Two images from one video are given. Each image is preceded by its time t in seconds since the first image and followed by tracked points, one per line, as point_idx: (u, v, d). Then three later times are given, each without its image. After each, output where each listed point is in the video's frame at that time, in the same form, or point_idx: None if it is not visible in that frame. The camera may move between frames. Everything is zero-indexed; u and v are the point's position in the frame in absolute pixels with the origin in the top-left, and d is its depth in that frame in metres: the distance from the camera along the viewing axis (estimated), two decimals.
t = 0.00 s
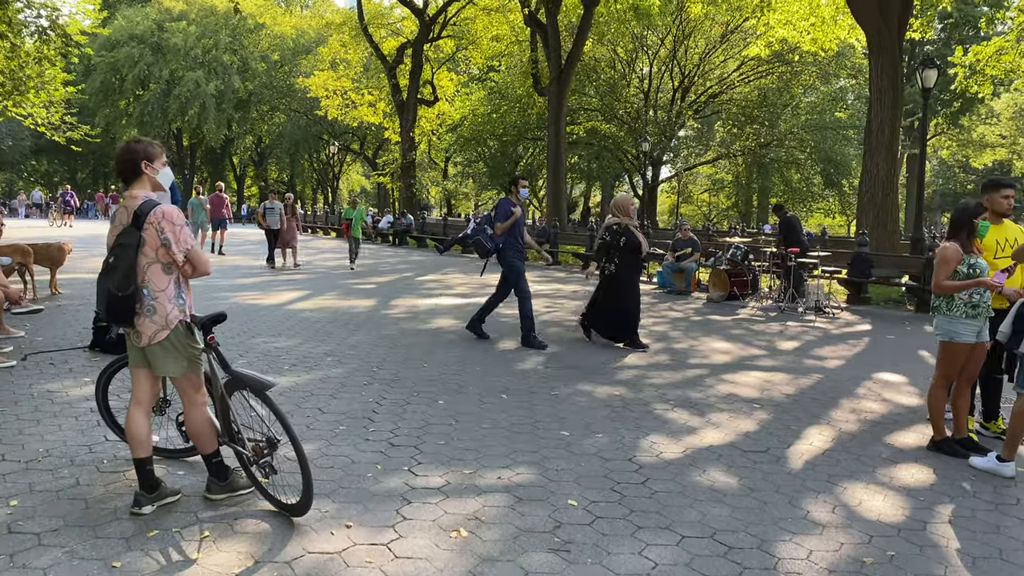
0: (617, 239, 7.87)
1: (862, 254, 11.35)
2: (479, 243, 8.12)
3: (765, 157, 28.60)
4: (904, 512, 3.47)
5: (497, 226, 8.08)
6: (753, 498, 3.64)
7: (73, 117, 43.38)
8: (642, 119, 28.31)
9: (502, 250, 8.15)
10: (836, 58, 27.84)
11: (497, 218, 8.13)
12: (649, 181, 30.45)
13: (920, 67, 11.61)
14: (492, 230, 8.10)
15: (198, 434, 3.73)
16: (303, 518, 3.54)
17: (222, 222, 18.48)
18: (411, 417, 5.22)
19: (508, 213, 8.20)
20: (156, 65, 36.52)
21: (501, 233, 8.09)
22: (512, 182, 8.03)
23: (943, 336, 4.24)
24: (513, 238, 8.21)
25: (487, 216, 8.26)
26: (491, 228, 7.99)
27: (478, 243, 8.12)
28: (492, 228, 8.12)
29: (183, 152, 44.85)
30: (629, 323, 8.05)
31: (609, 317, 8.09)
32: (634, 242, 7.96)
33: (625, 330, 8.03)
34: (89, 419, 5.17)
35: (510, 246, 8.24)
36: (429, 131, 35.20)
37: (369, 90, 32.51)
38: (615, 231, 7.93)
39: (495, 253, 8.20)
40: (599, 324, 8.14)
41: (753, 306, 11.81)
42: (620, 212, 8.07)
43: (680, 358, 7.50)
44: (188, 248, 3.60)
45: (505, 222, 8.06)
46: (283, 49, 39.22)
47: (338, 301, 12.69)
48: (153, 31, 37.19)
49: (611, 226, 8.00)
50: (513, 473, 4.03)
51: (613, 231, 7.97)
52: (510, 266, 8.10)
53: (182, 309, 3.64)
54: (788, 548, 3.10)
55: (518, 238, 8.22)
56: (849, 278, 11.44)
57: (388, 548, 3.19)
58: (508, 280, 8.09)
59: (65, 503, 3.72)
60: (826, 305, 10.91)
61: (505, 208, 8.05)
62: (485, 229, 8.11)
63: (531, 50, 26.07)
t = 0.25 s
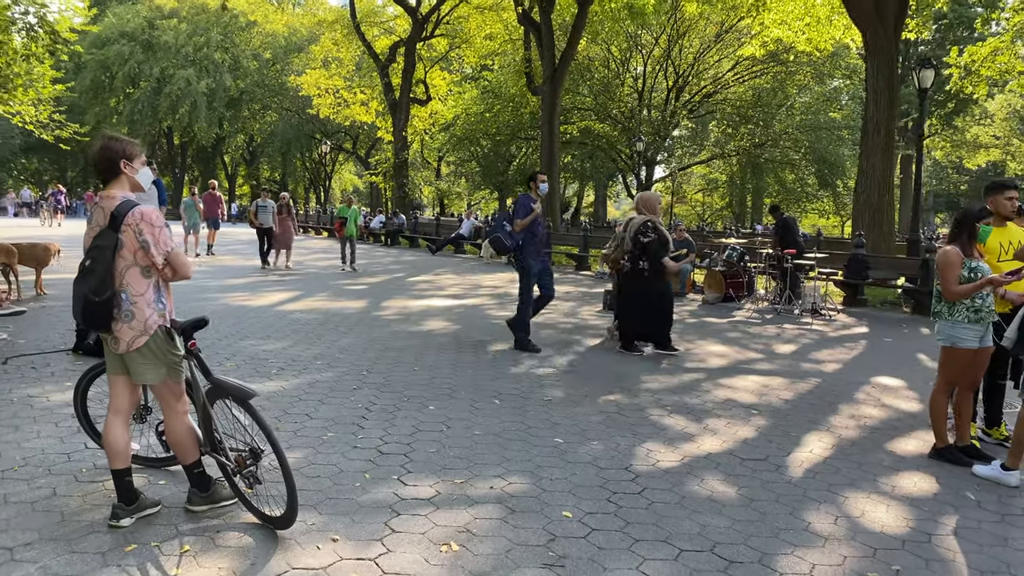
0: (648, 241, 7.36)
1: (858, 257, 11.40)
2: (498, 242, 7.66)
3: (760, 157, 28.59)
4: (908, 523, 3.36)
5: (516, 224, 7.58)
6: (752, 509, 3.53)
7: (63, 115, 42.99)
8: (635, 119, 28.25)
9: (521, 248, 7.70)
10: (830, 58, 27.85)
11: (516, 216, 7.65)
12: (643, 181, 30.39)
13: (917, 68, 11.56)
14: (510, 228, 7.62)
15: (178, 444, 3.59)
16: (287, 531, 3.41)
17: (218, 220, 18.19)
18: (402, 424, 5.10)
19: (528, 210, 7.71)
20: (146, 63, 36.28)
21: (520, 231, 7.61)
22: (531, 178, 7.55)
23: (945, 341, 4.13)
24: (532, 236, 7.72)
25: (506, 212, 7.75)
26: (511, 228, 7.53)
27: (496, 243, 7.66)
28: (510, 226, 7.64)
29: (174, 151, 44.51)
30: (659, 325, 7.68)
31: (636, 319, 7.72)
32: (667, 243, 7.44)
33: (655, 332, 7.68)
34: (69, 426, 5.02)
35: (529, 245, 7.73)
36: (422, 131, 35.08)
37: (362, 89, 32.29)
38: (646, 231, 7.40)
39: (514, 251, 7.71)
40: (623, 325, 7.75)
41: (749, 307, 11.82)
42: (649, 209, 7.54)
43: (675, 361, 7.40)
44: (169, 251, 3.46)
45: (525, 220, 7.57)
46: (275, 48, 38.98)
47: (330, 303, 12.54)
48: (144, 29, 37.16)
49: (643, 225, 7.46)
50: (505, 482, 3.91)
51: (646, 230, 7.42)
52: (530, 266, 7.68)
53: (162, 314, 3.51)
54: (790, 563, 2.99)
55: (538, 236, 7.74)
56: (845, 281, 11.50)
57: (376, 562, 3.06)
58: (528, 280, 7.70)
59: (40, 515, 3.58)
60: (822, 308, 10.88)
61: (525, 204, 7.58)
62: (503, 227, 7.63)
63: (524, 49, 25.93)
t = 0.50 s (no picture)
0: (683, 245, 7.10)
1: (854, 254, 11.35)
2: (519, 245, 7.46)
3: (753, 156, 28.56)
4: (914, 526, 3.29)
5: (539, 228, 7.40)
6: (756, 513, 3.46)
7: (54, 114, 42.65)
8: (629, 117, 28.17)
9: (542, 252, 7.52)
10: (824, 56, 27.84)
11: (539, 219, 7.46)
12: (637, 180, 30.33)
13: (913, 65, 11.52)
14: (533, 231, 7.43)
15: (167, 449, 3.49)
16: (279, 539, 3.31)
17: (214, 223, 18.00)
18: (397, 426, 5.01)
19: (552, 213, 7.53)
20: (138, 61, 36.02)
21: (543, 235, 7.42)
22: (557, 181, 7.40)
23: (948, 341, 4.07)
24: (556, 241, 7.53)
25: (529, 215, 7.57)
26: (535, 231, 7.31)
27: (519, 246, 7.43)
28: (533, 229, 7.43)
29: (166, 150, 44.20)
30: (690, 335, 7.31)
31: (665, 328, 7.37)
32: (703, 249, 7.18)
33: (686, 342, 7.31)
34: (55, 430, 4.91)
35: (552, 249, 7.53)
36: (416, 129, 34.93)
37: (354, 87, 32.09)
38: (682, 236, 7.15)
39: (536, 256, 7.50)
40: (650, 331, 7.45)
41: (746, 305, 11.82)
42: (682, 214, 7.32)
43: (672, 361, 7.33)
44: (156, 251, 3.36)
45: (549, 223, 7.39)
46: (268, 46, 38.75)
47: (323, 302, 12.42)
48: (136, 27, 36.85)
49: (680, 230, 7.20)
50: (503, 487, 3.83)
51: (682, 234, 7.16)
52: (550, 271, 7.48)
53: (149, 315, 3.40)
54: (796, 569, 2.92)
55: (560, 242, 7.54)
56: (841, 279, 11.44)
57: (370, 571, 2.97)
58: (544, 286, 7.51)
59: (23, 524, 3.47)
60: (819, 306, 10.87)
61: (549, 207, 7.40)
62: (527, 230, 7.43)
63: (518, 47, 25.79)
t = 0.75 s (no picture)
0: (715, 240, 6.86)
1: (848, 250, 11.30)
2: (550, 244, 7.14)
3: (744, 153, 28.56)
4: (927, 528, 3.23)
5: (570, 225, 7.07)
6: (764, 515, 3.38)
7: (41, 113, 42.22)
8: (621, 114, 28.11)
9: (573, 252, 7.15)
10: (815, 53, 27.84)
11: (568, 216, 7.13)
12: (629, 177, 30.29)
13: (907, 60, 11.47)
14: (563, 229, 7.11)
15: (158, 455, 3.38)
16: (275, 547, 3.21)
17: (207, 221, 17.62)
18: (394, 428, 4.92)
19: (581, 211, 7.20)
20: (126, 60, 35.71)
21: (575, 232, 7.09)
22: (582, 177, 7.16)
23: (956, 338, 3.99)
24: (586, 239, 7.19)
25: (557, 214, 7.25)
26: (566, 228, 7.00)
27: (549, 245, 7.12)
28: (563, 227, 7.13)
29: (154, 149, 43.83)
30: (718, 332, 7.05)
31: (701, 326, 7.12)
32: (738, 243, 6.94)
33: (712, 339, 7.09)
34: (42, 435, 4.78)
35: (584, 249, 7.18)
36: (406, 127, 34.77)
37: (345, 85, 31.88)
38: (713, 230, 6.92)
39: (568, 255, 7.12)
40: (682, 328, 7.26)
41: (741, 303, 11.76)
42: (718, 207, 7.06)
43: (671, 359, 7.27)
44: (146, 251, 3.25)
45: (580, 219, 7.05)
46: (257, 44, 38.53)
47: (316, 302, 12.28)
48: (124, 25, 36.53)
49: (712, 224, 6.97)
50: (506, 490, 3.74)
51: (714, 229, 6.93)
52: (583, 271, 7.14)
53: (139, 317, 3.29)
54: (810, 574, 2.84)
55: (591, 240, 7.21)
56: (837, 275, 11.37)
57: None
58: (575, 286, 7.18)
59: (9, 534, 3.35)
60: (815, 302, 10.85)
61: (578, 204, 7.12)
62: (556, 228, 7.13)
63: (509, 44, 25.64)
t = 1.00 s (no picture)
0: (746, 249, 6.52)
1: (843, 249, 11.27)
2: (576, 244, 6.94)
3: (733, 151, 28.66)
4: (942, 534, 3.17)
5: (596, 224, 6.88)
6: (777, 522, 3.32)
7: (27, 114, 41.77)
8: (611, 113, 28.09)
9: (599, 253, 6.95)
10: (804, 51, 27.89)
11: (595, 215, 6.93)
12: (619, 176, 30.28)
13: (900, 58, 11.45)
14: (590, 228, 6.91)
15: (154, 467, 3.28)
16: (277, 562, 3.12)
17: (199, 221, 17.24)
18: (394, 434, 4.83)
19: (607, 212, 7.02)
20: (113, 60, 35.37)
21: (601, 231, 6.88)
22: (608, 177, 7.05)
23: (966, 339, 3.93)
24: (612, 240, 7.01)
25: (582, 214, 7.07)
26: (593, 227, 6.80)
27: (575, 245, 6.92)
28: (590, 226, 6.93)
29: (142, 150, 43.47)
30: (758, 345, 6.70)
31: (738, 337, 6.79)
32: (774, 253, 6.55)
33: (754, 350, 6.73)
34: (33, 445, 4.65)
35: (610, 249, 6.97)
36: (396, 126, 34.65)
37: (334, 84, 31.71)
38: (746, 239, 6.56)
39: (595, 254, 6.91)
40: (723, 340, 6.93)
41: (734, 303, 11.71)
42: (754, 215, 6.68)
43: (671, 360, 7.22)
44: (141, 256, 3.14)
45: (607, 218, 6.87)
46: (246, 44, 38.34)
47: (309, 303, 12.15)
48: (111, 25, 36.19)
49: (747, 232, 6.60)
50: (512, 499, 3.66)
51: (747, 238, 6.57)
52: (610, 272, 6.89)
53: (134, 325, 3.18)
54: None
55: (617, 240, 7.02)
56: (832, 274, 11.36)
57: None
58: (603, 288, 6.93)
59: None
60: (810, 301, 10.84)
61: (605, 203, 6.94)
62: (583, 227, 6.94)
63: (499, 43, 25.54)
